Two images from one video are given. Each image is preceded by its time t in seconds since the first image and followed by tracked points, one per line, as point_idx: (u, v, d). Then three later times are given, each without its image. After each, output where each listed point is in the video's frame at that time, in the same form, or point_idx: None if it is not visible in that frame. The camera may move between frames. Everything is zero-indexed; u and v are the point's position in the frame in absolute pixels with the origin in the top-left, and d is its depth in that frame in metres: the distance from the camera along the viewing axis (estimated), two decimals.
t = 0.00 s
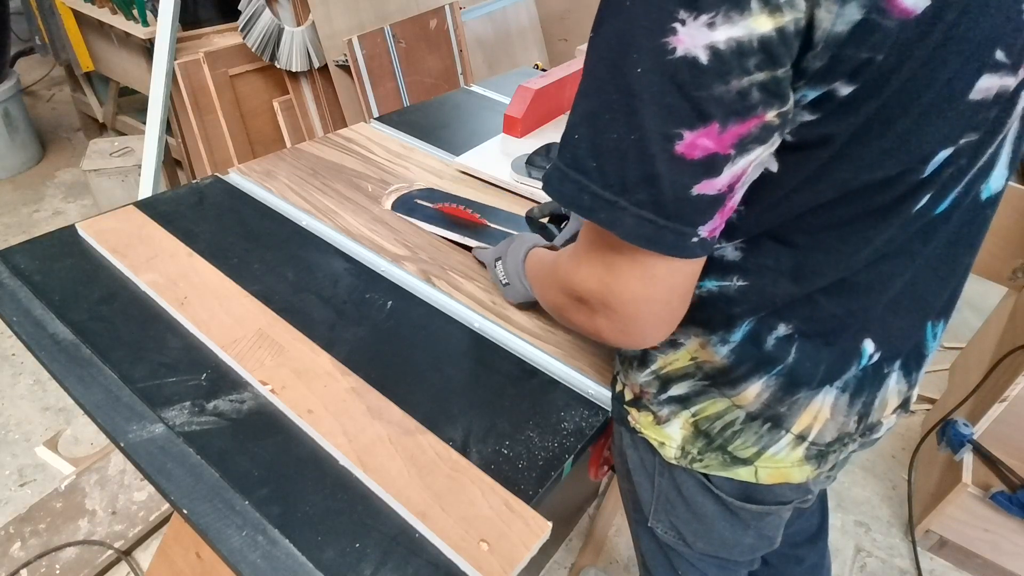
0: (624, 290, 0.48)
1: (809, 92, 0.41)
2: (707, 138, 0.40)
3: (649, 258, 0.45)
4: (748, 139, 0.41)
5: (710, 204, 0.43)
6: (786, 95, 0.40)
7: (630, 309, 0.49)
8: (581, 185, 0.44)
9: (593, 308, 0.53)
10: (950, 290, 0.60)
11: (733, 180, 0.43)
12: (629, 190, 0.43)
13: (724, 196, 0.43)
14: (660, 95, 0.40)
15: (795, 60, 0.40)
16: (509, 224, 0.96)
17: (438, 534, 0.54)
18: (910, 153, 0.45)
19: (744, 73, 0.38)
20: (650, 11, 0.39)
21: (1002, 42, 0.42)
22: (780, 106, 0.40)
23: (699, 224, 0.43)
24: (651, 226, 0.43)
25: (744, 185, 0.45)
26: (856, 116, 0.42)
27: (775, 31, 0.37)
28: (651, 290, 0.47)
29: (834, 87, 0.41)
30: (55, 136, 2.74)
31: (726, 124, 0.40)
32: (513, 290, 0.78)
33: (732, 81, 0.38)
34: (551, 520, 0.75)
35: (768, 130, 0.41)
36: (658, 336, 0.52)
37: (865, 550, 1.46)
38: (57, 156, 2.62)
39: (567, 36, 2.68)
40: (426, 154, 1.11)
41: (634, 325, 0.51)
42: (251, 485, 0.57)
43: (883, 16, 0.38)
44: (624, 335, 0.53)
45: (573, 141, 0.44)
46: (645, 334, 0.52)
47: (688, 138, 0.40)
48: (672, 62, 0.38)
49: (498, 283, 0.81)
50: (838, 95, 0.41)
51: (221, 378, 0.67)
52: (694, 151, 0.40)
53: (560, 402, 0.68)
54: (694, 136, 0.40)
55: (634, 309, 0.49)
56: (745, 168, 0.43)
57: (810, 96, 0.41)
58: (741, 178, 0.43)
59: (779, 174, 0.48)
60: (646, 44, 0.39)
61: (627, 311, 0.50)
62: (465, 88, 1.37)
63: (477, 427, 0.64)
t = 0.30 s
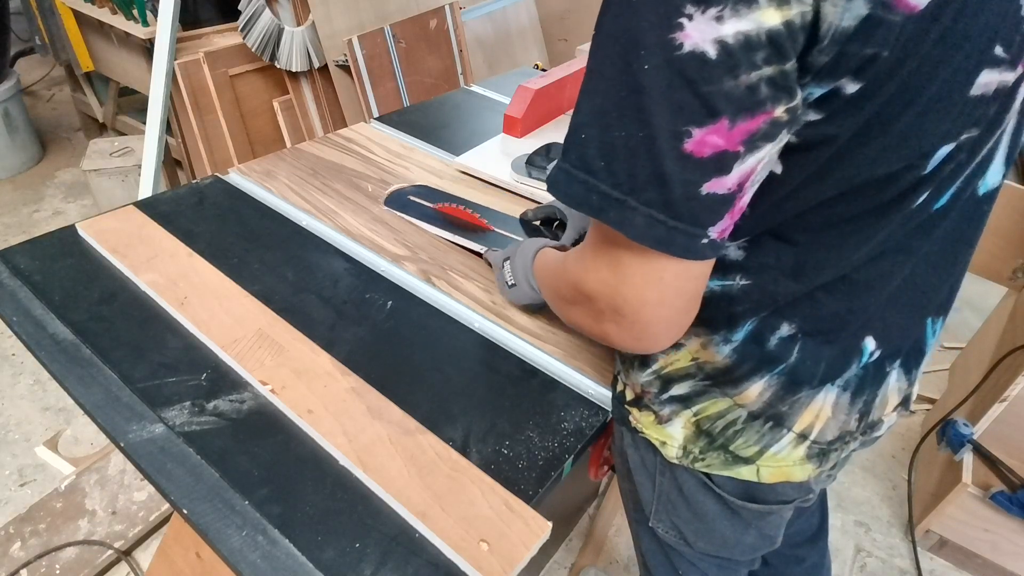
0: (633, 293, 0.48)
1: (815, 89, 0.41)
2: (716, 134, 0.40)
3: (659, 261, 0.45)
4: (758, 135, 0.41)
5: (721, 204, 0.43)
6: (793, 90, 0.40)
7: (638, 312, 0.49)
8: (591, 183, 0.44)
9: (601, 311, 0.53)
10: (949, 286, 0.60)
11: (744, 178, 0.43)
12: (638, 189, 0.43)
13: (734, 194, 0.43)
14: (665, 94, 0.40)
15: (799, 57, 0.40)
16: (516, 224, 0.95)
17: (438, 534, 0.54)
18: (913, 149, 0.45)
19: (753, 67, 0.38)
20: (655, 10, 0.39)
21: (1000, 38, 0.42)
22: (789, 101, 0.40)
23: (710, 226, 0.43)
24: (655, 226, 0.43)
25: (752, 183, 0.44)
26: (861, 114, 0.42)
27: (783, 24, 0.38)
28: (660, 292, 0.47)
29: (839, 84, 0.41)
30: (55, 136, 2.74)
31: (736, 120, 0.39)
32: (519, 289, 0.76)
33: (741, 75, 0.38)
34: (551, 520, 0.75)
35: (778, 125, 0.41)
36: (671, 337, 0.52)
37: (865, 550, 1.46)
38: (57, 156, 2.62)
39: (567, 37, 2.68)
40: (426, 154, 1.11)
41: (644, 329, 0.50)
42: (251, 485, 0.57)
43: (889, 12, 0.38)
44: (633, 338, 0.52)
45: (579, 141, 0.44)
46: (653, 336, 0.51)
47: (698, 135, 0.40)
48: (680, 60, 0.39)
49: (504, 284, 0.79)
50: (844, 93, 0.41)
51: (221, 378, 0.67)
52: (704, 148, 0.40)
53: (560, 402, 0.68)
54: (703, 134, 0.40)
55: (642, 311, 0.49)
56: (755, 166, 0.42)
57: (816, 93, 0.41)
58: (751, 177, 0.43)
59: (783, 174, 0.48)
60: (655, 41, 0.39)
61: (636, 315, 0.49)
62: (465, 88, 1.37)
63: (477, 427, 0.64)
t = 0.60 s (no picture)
0: (635, 293, 0.48)
1: (817, 91, 0.41)
2: (725, 138, 0.40)
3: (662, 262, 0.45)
4: (764, 138, 0.41)
5: (728, 206, 0.43)
6: (798, 93, 0.40)
7: (640, 311, 0.49)
8: (591, 184, 0.44)
9: (602, 310, 0.53)
10: (948, 285, 0.61)
11: (749, 180, 0.43)
12: (640, 190, 0.43)
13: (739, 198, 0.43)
14: (669, 95, 0.40)
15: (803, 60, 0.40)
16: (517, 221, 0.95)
17: (438, 534, 0.54)
18: (914, 148, 0.45)
19: (761, 72, 0.38)
20: (659, 11, 0.39)
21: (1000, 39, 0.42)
22: (795, 103, 0.40)
23: (716, 227, 0.43)
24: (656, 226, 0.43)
25: (756, 184, 0.45)
26: (862, 114, 0.42)
27: (790, 29, 0.37)
28: (663, 293, 0.47)
29: (841, 85, 0.41)
30: (55, 136, 2.74)
31: (743, 124, 0.39)
32: (508, 274, 0.76)
33: (749, 80, 0.38)
34: (551, 519, 0.75)
35: (783, 128, 0.41)
36: (674, 337, 0.52)
37: (865, 550, 1.46)
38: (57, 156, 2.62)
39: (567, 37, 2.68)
40: (426, 154, 1.11)
41: (646, 329, 0.50)
42: (251, 485, 0.57)
43: (890, 14, 0.38)
44: (634, 338, 0.52)
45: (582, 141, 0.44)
46: (655, 337, 0.51)
47: (705, 139, 0.40)
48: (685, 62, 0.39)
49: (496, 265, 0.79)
50: (845, 94, 0.41)
51: (220, 378, 0.67)
52: (712, 152, 0.40)
53: (560, 402, 0.68)
54: (711, 138, 0.40)
55: (644, 312, 0.49)
56: (760, 167, 0.43)
57: (818, 95, 0.41)
58: (755, 178, 0.43)
59: (785, 175, 0.48)
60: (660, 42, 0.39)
61: (638, 315, 0.49)
62: (465, 88, 1.37)
63: (477, 427, 0.64)
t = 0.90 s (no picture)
0: (634, 285, 0.48)
1: (819, 88, 0.41)
2: (713, 138, 0.40)
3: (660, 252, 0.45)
4: (753, 139, 0.41)
5: (716, 204, 0.43)
6: (793, 94, 0.40)
7: (639, 303, 0.49)
8: (589, 185, 0.44)
9: (598, 305, 0.52)
10: (946, 284, 0.61)
11: (739, 179, 0.43)
12: (638, 191, 0.43)
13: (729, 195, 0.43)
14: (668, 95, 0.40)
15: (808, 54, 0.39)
16: (520, 227, 0.95)
17: (438, 534, 0.54)
18: (914, 146, 0.45)
19: (750, 73, 0.38)
20: (656, 12, 0.39)
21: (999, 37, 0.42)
22: (786, 107, 0.40)
23: (705, 224, 0.43)
24: (655, 226, 0.43)
25: (748, 183, 0.44)
26: (865, 111, 0.42)
27: (782, 30, 0.37)
28: (662, 283, 0.47)
29: (843, 81, 0.40)
30: (55, 136, 2.74)
31: (732, 125, 0.40)
32: (510, 272, 0.75)
33: (737, 82, 0.39)
34: (551, 520, 0.75)
35: (773, 130, 0.41)
36: (668, 328, 0.52)
37: (865, 550, 1.46)
38: (57, 156, 2.62)
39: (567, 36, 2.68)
40: (426, 154, 1.11)
41: (645, 320, 0.50)
42: (251, 485, 0.57)
43: (891, 8, 0.37)
44: (631, 330, 0.52)
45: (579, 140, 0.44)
46: (652, 327, 0.51)
47: (694, 138, 0.40)
48: (680, 64, 0.38)
49: (500, 259, 0.78)
50: (848, 90, 0.41)
51: (220, 378, 0.67)
52: (700, 151, 0.40)
53: (560, 402, 0.68)
54: (700, 137, 0.40)
55: (644, 303, 0.49)
56: (751, 166, 0.43)
57: (820, 92, 0.41)
58: (746, 177, 0.43)
59: (787, 173, 0.48)
60: (659, 42, 0.39)
61: (637, 307, 0.49)
62: (464, 88, 1.37)
63: (477, 427, 0.64)
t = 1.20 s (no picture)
0: (640, 282, 0.48)
1: (818, 92, 0.41)
2: (718, 141, 0.40)
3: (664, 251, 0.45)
4: (759, 141, 0.41)
5: (722, 205, 0.43)
6: (796, 97, 0.40)
7: (646, 300, 0.49)
8: (589, 185, 0.44)
9: (607, 302, 0.53)
10: (947, 284, 0.61)
11: (744, 180, 0.43)
12: (639, 191, 0.43)
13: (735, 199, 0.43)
14: (668, 96, 0.40)
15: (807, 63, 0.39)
16: (520, 228, 0.95)
17: (438, 534, 0.54)
18: (914, 149, 0.45)
19: (755, 77, 0.38)
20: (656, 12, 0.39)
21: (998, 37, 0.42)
22: (791, 107, 0.40)
23: (711, 224, 0.43)
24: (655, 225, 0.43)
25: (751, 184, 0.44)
26: (866, 115, 0.42)
27: (786, 34, 0.37)
28: (667, 281, 0.47)
29: (843, 87, 0.41)
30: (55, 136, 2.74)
31: (737, 128, 0.40)
32: (506, 277, 0.76)
33: (742, 86, 0.38)
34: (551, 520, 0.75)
35: (777, 130, 0.41)
36: (675, 322, 0.53)
37: (865, 550, 1.46)
38: (57, 156, 2.62)
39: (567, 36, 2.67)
40: (426, 154, 1.11)
41: (652, 316, 0.50)
42: (250, 485, 0.57)
43: (893, 14, 0.38)
44: (640, 326, 0.52)
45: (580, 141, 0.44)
46: (660, 323, 0.51)
47: (700, 141, 0.40)
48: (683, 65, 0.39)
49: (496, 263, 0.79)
50: (848, 96, 0.41)
51: (220, 378, 0.67)
52: (705, 153, 0.40)
53: (560, 402, 0.68)
54: (705, 140, 0.40)
55: (650, 300, 0.49)
56: (755, 168, 0.43)
57: (819, 96, 0.41)
58: (751, 178, 0.43)
59: (786, 177, 0.48)
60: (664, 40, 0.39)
61: (644, 304, 0.49)
62: (465, 88, 1.37)
63: (477, 427, 0.64)
